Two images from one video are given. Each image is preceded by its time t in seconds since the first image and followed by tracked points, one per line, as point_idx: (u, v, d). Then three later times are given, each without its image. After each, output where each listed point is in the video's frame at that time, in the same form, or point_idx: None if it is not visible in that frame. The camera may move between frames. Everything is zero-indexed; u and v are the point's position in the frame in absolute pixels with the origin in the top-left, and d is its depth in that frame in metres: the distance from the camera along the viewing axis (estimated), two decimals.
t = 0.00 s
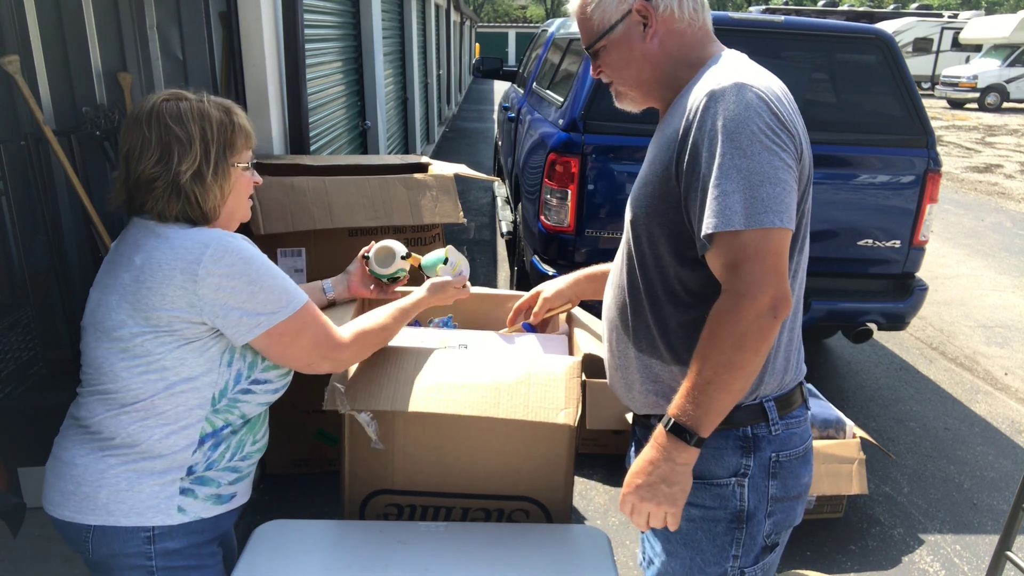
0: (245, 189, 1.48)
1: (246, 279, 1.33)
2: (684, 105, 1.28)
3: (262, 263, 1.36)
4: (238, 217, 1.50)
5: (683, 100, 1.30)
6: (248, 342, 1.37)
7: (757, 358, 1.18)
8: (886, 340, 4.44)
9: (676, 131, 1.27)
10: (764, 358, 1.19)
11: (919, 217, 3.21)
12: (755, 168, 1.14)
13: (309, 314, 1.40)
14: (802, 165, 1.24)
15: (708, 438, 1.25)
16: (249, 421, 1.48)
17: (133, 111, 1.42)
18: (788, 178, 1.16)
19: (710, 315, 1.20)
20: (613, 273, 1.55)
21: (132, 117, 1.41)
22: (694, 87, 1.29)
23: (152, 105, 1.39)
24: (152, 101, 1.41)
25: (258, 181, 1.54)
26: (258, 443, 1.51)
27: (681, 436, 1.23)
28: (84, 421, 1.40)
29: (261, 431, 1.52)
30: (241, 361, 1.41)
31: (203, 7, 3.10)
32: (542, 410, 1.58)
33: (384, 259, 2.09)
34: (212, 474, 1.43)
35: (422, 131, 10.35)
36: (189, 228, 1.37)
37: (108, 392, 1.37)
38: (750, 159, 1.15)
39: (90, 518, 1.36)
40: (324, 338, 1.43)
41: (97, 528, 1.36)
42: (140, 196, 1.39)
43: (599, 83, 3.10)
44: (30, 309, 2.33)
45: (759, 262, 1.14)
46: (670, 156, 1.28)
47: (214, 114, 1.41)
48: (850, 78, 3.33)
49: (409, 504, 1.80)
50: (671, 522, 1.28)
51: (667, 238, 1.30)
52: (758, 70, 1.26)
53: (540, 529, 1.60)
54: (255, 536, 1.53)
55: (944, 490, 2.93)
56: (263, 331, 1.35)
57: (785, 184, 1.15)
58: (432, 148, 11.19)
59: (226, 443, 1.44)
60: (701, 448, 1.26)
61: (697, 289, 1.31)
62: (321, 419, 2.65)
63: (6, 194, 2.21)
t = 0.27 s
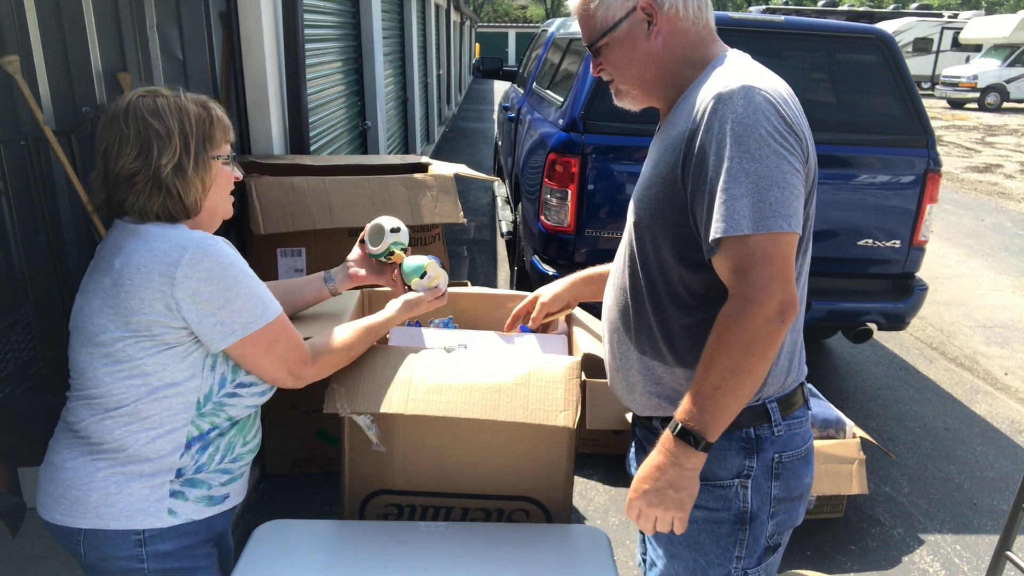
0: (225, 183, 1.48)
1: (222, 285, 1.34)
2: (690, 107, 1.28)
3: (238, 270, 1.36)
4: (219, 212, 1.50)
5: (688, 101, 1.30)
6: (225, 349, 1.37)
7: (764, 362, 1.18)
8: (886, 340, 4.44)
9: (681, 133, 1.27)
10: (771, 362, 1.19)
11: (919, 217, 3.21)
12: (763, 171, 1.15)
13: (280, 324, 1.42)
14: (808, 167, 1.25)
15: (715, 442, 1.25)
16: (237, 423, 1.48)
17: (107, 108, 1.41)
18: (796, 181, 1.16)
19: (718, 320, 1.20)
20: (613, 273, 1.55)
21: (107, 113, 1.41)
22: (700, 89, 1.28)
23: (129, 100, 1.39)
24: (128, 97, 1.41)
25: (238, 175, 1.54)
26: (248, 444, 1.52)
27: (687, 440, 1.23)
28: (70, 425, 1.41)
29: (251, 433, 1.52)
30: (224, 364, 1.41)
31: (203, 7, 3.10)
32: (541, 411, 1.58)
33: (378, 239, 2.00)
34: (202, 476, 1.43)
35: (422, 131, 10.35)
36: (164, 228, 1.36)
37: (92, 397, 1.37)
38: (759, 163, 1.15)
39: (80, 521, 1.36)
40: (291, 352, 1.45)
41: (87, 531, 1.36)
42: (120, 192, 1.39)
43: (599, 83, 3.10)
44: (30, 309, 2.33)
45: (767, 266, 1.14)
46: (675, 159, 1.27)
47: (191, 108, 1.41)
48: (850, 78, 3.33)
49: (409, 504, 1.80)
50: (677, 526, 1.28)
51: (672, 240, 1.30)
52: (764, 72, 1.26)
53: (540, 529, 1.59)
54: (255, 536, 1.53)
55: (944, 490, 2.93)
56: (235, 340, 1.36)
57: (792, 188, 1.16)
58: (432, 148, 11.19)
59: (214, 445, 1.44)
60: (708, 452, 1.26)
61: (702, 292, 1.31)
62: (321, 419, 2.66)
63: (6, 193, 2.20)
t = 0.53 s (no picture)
0: (215, 179, 1.48)
1: (205, 287, 1.32)
2: (695, 108, 1.27)
3: (220, 271, 1.34)
4: (210, 209, 1.50)
5: (693, 102, 1.29)
6: (210, 351, 1.36)
7: (774, 365, 1.18)
8: (886, 340, 4.45)
9: (687, 135, 1.26)
10: (780, 364, 1.19)
11: (919, 217, 3.21)
12: (771, 173, 1.15)
13: (268, 328, 1.40)
14: (815, 168, 1.25)
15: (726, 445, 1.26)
16: (228, 422, 1.47)
17: (97, 107, 1.42)
18: (804, 183, 1.17)
19: (726, 323, 1.20)
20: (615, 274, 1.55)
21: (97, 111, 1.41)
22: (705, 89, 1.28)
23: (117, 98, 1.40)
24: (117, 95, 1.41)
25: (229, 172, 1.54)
26: (240, 443, 1.51)
27: (698, 444, 1.23)
28: (63, 426, 1.42)
29: (244, 432, 1.51)
30: (213, 365, 1.40)
31: (203, 7, 3.10)
32: (540, 411, 1.58)
33: (365, 243, 1.94)
34: (194, 476, 1.42)
35: (422, 131, 10.34)
36: (148, 228, 1.35)
37: (82, 397, 1.38)
38: (768, 165, 1.15)
39: (73, 521, 1.36)
40: (278, 357, 1.44)
41: (80, 531, 1.36)
42: (109, 189, 1.39)
43: (599, 83, 3.10)
44: (30, 309, 2.33)
45: (777, 269, 1.14)
46: (681, 160, 1.27)
47: (178, 105, 1.41)
48: (849, 78, 3.33)
49: (409, 504, 1.80)
50: (688, 531, 1.28)
51: (678, 242, 1.30)
52: (767, 71, 1.26)
53: (540, 529, 1.59)
54: (255, 536, 1.53)
55: (944, 490, 2.93)
56: (220, 342, 1.35)
57: (801, 190, 1.16)
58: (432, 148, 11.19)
59: (205, 445, 1.43)
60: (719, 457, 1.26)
61: (707, 294, 1.31)
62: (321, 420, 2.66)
63: (7, 193, 2.20)
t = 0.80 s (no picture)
0: (211, 178, 1.47)
1: (201, 290, 1.32)
2: (700, 109, 1.27)
3: (216, 274, 1.34)
4: (208, 208, 1.49)
5: (697, 103, 1.29)
6: (206, 354, 1.35)
7: (780, 366, 1.18)
8: (885, 340, 4.45)
9: (692, 135, 1.26)
10: (786, 365, 1.19)
11: (919, 217, 3.21)
12: (778, 174, 1.15)
13: (264, 331, 1.39)
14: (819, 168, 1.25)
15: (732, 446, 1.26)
16: (226, 421, 1.47)
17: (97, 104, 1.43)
18: (809, 184, 1.17)
19: (732, 324, 1.20)
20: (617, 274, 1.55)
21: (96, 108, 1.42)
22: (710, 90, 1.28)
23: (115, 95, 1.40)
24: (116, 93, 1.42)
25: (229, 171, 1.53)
26: (238, 441, 1.50)
27: (704, 446, 1.23)
28: (62, 424, 1.42)
29: (242, 431, 1.51)
30: (210, 365, 1.40)
31: (203, 8, 3.10)
32: (540, 410, 1.58)
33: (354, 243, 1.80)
34: (192, 474, 1.42)
35: (422, 131, 10.34)
36: (144, 227, 1.35)
37: (80, 396, 1.38)
38: (774, 167, 1.15)
39: (72, 519, 1.37)
40: (276, 360, 1.44)
41: (78, 529, 1.37)
42: (104, 186, 1.40)
43: (599, 83, 3.10)
44: (30, 309, 2.33)
45: (783, 270, 1.15)
46: (686, 161, 1.27)
47: (173, 103, 1.41)
48: (849, 78, 3.33)
49: (409, 504, 1.79)
50: (694, 534, 1.28)
51: (681, 243, 1.30)
52: (770, 72, 1.26)
53: (540, 529, 1.59)
54: (255, 536, 1.53)
55: (944, 490, 2.93)
56: (216, 345, 1.35)
57: (806, 190, 1.16)
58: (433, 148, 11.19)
59: (203, 444, 1.43)
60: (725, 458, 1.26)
61: (711, 295, 1.31)
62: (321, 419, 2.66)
63: (6, 193, 2.19)
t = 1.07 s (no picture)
0: (214, 179, 1.46)
1: (204, 294, 1.32)
2: (701, 110, 1.27)
3: (220, 278, 1.34)
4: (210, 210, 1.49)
5: (698, 104, 1.29)
6: (208, 357, 1.36)
7: (782, 366, 1.18)
8: (885, 339, 4.45)
9: (693, 136, 1.26)
10: (787, 366, 1.19)
11: (919, 217, 3.21)
12: (779, 176, 1.15)
13: (266, 334, 1.40)
14: (819, 169, 1.25)
15: (734, 447, 1.26)
16: (228, 422, 1.47)
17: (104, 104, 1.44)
18: (810, 186, 1.17)
19: (734, 325, 1.20)
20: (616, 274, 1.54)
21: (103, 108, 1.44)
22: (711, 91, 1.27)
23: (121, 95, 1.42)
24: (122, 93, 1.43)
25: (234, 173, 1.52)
26: (240, 442, 1.50)
27: (706, 447, 1.23)
28: (64, 424, 1.42)
29: (244, 431, 1.51)
30: (212, 367, 1.40)
31: (203, 8, 3.10)
32: (540, 411, 1.58)
33: (357, 246, 1.86)
34: (193, 474, 1.42)
35: (422, 131, 10.34)
36: (147, 229, 1.35)
37: (82, 396, 1.38)
38: (775, 168, 1.15)
39: (73, 518, 1.37)
40: (277, 363, 1.44)
41: (80, 528, 1.37)
42: (106, 184, 1.40)
43: (599, 83, 3.10)
44: (30, 309, 2.33)
45: (785, 271, 1.15)
46: (687, 162, 1.27)
47: (175, 103, 1.41)
48: (850, 78, 3.33)
49: (409, 504, 1.80)
50: (697, 533, 1.29)
51: (682, 244, 1.30)
52: (770, 73, 1.26)
53: (541, 529, 1.59)
54: (256, 535, 1.53)
55: (944, 490, 2.93)
56: (219, 348, 1.35)
57: (807, 192, 1.16)
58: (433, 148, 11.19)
59: (204, 444, 1.43)
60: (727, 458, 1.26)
61: (712, 296, 1.31)
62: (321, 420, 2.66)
63: (7, 193, 2.19)
